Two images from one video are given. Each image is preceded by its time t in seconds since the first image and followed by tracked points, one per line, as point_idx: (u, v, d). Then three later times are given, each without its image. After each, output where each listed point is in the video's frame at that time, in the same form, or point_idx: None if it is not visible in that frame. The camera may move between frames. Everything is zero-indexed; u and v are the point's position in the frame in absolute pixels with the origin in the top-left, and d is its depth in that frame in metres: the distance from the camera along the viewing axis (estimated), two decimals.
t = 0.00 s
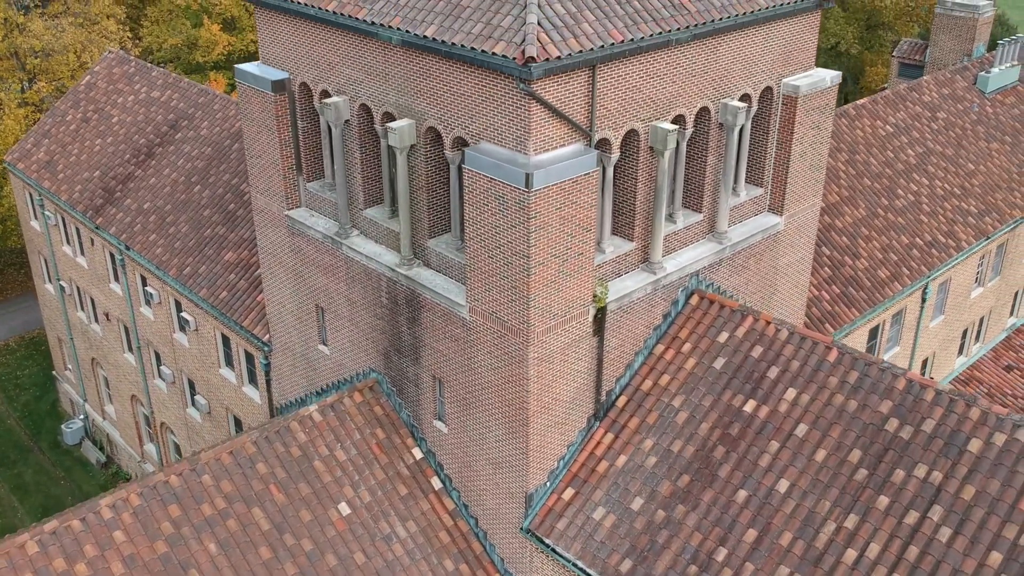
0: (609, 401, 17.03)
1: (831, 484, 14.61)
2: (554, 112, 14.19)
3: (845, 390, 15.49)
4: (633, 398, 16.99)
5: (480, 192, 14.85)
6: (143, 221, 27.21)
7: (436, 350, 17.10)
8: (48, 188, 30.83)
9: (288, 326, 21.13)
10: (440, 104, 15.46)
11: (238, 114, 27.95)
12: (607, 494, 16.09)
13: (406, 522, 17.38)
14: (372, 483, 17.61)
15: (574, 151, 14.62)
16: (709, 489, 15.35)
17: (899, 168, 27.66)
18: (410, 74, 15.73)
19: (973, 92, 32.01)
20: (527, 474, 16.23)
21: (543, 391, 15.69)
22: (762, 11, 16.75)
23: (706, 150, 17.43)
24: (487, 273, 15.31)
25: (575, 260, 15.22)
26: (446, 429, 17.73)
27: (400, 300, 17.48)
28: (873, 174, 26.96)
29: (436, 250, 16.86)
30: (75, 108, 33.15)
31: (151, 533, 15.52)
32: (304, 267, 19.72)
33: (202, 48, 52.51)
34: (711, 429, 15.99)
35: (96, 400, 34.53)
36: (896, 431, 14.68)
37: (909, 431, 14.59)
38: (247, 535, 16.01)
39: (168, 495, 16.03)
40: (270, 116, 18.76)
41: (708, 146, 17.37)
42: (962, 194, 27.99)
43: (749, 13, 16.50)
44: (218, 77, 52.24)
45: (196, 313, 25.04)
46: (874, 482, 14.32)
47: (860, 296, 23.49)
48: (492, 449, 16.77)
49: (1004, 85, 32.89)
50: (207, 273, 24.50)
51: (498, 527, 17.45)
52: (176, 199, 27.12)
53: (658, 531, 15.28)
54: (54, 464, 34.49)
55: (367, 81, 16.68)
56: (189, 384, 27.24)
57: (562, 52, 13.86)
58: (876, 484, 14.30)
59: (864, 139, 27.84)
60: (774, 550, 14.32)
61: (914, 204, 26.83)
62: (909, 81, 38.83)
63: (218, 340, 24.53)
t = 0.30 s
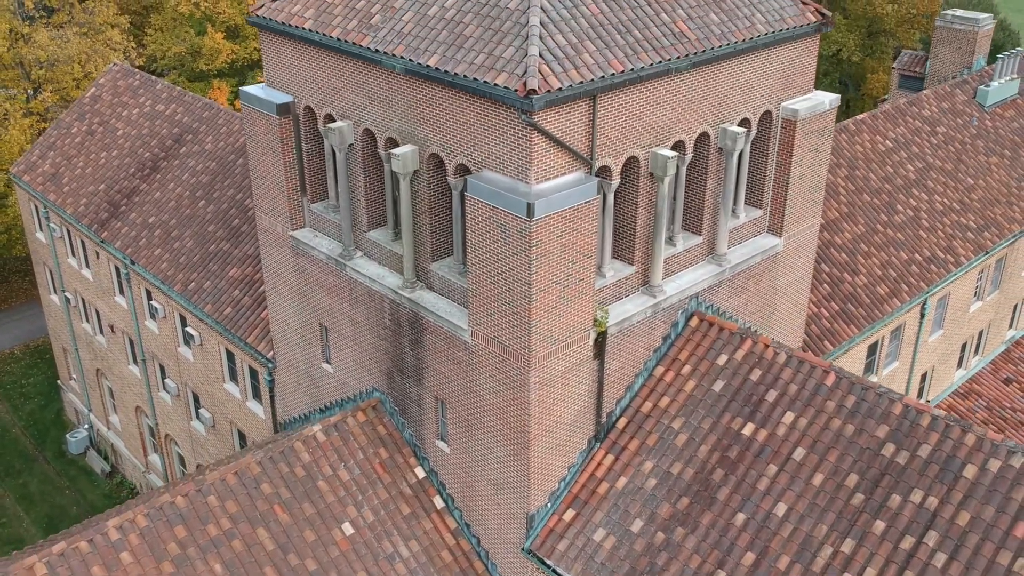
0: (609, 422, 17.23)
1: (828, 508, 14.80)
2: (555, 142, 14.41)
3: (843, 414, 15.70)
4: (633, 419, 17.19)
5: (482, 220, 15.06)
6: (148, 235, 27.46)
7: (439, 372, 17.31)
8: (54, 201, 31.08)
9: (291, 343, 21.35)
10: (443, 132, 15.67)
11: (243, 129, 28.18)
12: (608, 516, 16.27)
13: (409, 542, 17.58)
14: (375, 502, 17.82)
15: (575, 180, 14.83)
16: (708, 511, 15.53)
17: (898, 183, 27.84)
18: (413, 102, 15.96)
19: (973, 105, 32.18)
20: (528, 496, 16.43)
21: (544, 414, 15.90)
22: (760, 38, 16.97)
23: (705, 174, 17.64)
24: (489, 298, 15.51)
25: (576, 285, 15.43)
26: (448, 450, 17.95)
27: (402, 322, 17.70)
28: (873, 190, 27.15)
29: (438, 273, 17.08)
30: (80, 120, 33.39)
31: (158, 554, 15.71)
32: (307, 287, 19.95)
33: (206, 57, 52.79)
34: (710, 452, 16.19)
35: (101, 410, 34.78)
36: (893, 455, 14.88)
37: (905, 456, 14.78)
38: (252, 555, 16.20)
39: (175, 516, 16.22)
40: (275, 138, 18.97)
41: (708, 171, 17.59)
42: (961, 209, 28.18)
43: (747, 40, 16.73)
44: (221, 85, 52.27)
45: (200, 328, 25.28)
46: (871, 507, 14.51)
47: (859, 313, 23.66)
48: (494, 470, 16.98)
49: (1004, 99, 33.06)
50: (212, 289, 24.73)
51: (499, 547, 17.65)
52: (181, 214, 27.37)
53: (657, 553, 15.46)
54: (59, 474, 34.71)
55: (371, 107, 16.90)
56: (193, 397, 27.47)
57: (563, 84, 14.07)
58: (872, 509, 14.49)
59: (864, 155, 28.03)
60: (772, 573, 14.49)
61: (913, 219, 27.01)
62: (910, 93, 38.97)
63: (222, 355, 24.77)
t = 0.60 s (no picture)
0: (609, 444, 17.42)
1: (825, 532, 14.97)
2: (557, 171, 14.60)
3: (841, 439, 15.90)
4: (634, 441, 17.39)
5: (484, 246, 15.25)
6: (153, 250, 27.69)
7: (441, 393, 17.51)
8: (59, 214, 31.31)
9: (295, 361, 21.55)
10: (445, 159, 15.88)
11: (247, 144, 28.40)
12: (608, 537, 16.46)
13: (412, 561, 17.79)
14: (378, 522, 18.02)
15: (576, 208, 15.04)
16: (707, 534, 15.69)
17: (898, 199, 28.02)
18: (417, 128, 16.17)
19: (973, 119, 32.35)
20: (529, 517, 16.63)
21: (545, 437, 16.09)
22: (760, 63, 17.15)
23: (705, 198, 17.82)
24: (491, 323, 15.72)
25: (577, 310, 15.66)
26: (450, 470, 18.15)
27: (405, 343, 17.89)
28: (873, 206, 27.32)
29: (441, 297, 17.29)
30: (85, 133, 33.58)
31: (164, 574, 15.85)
32: (312, 307, 20.16)
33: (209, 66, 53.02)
34: (710, 475, 16.37)
35: (106, 420, 35.01)
36: (890, 480, 15.07)
37: (901, 481, 14.97)
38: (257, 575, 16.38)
39: (181, 537, 16.36)
40: (280, 160, 19.19)
41: (707, 195, 17.79)
42: (960, 224, 28.34)
43: (747, 66, 16.91)
44: (224, 93, 52.29)
45: (205, 343, 25.51)
46: (868, 531, 14.68)
47: (858, 329, 23.81)
48: (495, 491, 17.17)
49: (1003, 112, 33.19)
50: (216, 304, 24.95)
51: (501, 566, 17.86)
52: (186, 229, 27.60)
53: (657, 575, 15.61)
54: (64, 483, 34.92)
55: (375, 132, 17.11)
56: (198, 411, 27.70)
57: (564, 115, 14.25)
58: (869, 533, 14.66)
59: (864, 170, 28.20)
60: None
61: (912, 235, 27.17)
62: (910, 105, 39.09)
63: (226, 371, 25.04)
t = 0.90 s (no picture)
0: (607, 465, 17.60)
1: (820, 556, 15.15)
2: (555, 200, 14.79)
3: (835, 463, 16.10)
4: (631, 463, 17.59)
5: (483, 273, 15.43)
6: (154, 264, 27.89)
7: (441, 415, 17.70)
8: (60, 227, 31.50)
9: (296, 379, 21.72)
10: (445, 186, 16.07)
11: (248, 159, 28.59)
12: (605, 559, 16.65)
13: None
14: (378, 542, 18.21)
15: (574, 236, 15.22)
16: (704, 557, 15.86)
17: (894, 214, 28.23)
18: (416, 155, 16.36)
19: (969, 133, 32.57)
20: (528, 539, 16.80)
21: (544, 461, 16.28)
22: (756, 89, 17.32)
23: (702, 222, 18.01)
24: (490, 348, 15.90)
25: (575, 336, 15.84)
26: (450, 490, 18.33)
27: (405, 365, 18.07)
28: (869, 221, 27.52)
29: (440, 320, 17.49)
30: (86, 146, 33.76)
31: None
32: (312, 327, 20.34)
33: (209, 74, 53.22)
34: (706, 497, 16.55)
35: (107, 431, 35.19)
36: (883, 505, 15.27)
37: (895, 506, 15.16)
38: None
39: (183, 559, 16.48)
40: (281, 183, 19.39)
41: (704, 219, 17.97)
42: (956, 239, 28.55)
43: (743, 92, 17.09)
44: (224, 101, 52.47)
45: (206, 358, 25.70)
46: (861, 556, 14.87)
47: (855, 346, 23.96)
48: (494, 512, 17.35)
49: (999, 126, 33.40)
50: (218, 320, 25.15)
51: None
52: (187, 244, 27.79)
53: None
54: (66, 494, 35.08)
55: (375, 157, 17.30)
56: (199, 424, 27.90)
57: (562, 145, 14.41)
58: (863, 558, 14.84)
59: (860, 186, 28.40)
60: None
61: (908, 251, 27.37)
62: (908, 118, 39.15)
63: (227, 387, 25.26)
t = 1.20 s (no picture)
0: (609, 487, 17.78)
1: None
2: (557, 229, 14.98)
3: (834, 488, 16.28)
4: (633, 485, 17.76)
5: (486, 300, 15.63)
6: (160, 279, 28.13)
7: (444, 437, 17.90)
8: (67, 240, 31.75)
9: (300, 397, 21.92)
10: (449, 213, 16.27)
11: (253, 174, 28.82)
12: None
13: None
14: (382, 562, 18.41)
15: (576, 264, 15.42)
16: None
17: (895, 231, 28.38)
18: (421, 182, 16.56)
19: (970, 148, 32.72)
20: (530, 562, 16.97)
21: (546, 484, 16.46)
22: (757, 115, 17.48)
23: (703, 246, 18.20)
24: (493, 374, 16.10)
25: (577, 362, 16.03)
26: (453, 511, 18.52)
27: (409, 387, 18.27)
28: (870, 238, 27.67)
29: (444, 343, 17.71)
30: (93, 158, 33.99)
31: None
32: (317, 347, 20.55)
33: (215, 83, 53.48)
34: (706, 521, 16.73)
35: (113, 442, 35.44)
36: (882, 531, 15.45)
37: (893, 532, 15.35)
38: None
39: None
40: (287, 205, 19.61)
41: (706, 243, 18.15)
42: (957, 255, 28.70)
43: (744, 119, 17.26)
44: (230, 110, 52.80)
45: (212, 373, 25.94)
46: None
47: (856, 364, 24.09)
48: (497, 534, 17.52)
49: (1001, 140, 33.55)
50: (223, 336, 25.38)
51: None
52: (193, 259, 28.03)
53: None
54: (72, 504, 35.33)
55: (380, 183, 17.50)
56: (204, 438, 28.14)
57: (564, 176, 14.60)
58: None
59: (861, 202, 28.55)
60: None
61: (909, 267, 27.52)
62: (910, 131, 39.19)
63: (232, 402, 25.50)
